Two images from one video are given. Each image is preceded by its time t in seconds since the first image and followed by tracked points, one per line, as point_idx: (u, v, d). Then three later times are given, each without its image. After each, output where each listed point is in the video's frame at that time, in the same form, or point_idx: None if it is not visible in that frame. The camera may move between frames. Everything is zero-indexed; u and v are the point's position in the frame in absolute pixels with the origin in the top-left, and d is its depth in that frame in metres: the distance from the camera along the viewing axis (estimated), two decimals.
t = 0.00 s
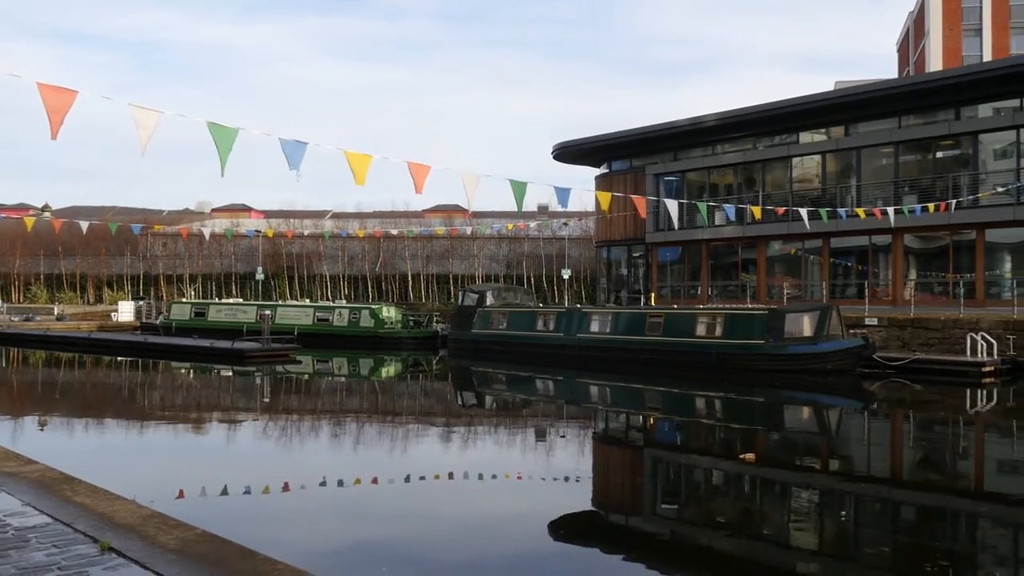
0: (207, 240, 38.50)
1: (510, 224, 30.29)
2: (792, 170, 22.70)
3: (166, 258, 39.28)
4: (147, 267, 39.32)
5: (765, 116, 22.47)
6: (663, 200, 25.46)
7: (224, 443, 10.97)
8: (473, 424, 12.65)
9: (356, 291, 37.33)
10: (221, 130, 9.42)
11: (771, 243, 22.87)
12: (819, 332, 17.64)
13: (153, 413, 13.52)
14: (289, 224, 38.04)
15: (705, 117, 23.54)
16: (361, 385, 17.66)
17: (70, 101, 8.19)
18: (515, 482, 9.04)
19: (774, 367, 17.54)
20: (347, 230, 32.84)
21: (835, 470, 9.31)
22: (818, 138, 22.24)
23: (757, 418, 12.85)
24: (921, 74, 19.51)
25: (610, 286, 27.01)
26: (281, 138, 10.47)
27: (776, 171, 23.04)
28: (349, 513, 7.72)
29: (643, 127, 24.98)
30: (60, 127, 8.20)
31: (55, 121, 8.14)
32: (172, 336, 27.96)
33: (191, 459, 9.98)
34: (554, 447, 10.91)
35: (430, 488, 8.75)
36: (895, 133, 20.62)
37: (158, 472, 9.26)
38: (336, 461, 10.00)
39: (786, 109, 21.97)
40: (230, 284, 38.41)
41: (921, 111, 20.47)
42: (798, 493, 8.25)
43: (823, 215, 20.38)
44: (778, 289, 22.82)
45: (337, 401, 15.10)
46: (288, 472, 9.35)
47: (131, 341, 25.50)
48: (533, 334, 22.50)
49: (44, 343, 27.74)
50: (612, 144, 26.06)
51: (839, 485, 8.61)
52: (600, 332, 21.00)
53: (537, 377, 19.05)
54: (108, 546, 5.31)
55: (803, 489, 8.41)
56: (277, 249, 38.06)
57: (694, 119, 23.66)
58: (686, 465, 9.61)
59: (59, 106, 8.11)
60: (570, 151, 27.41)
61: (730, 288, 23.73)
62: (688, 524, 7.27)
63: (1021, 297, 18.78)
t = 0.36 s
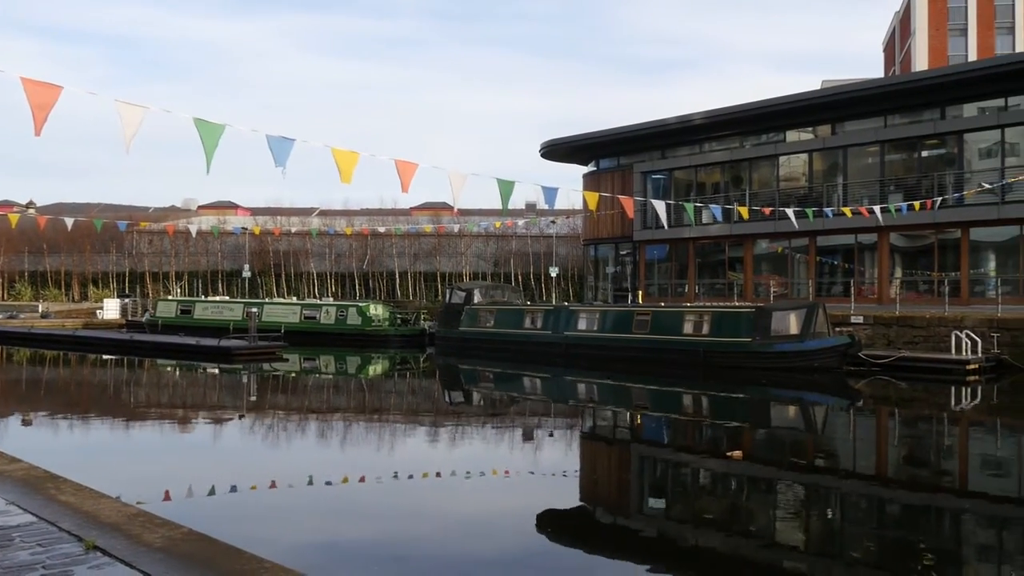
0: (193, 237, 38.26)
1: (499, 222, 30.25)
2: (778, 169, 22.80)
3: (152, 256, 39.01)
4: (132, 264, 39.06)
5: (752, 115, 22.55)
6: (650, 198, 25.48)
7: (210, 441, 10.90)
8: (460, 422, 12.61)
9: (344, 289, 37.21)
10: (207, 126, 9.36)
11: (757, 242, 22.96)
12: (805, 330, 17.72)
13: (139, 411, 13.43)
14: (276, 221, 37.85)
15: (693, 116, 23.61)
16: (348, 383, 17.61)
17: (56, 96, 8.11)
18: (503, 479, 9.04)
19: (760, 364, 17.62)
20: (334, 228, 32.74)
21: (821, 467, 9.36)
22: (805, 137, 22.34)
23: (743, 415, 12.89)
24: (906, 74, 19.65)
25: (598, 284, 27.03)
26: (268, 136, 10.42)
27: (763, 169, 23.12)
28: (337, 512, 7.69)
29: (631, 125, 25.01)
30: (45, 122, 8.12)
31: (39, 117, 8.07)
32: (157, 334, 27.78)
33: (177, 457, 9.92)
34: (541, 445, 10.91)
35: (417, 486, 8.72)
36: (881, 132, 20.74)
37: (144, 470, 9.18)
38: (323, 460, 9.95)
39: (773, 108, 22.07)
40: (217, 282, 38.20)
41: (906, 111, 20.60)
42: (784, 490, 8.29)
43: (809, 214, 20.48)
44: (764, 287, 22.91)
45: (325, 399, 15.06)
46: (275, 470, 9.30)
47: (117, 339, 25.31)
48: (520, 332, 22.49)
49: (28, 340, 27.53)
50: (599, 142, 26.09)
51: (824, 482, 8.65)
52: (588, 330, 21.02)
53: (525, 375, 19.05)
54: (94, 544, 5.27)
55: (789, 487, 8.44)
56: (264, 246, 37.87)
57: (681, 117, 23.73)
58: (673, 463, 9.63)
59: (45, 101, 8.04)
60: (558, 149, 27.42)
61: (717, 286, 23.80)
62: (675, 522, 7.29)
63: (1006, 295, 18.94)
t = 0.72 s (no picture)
0: (179, 235, 38.01)
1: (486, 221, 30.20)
2: (765, 168, 22.87)
3: (137, 254, 38.73)
4: (117, 263, 38.76)
5: (740, 114, 22.60)
6: (637, 197, 25.50)
7: (196, 441, 10.82)
8: (447, 421, 12.57)
9: (330, 288, 37.06)
10: (193, 122, 9.28)
11: (744, 241, 23.04)
12: (791, 328, 17.79)
13: (124, 410, 13.31)
14: (262, 220, 37.66)
15: (680, 115, 23.66)
16: (335, 382, 17.54)
17: (40, 91, 8.03)
18: (491, 479, 9.02)
19: (747, 363, 17.68)
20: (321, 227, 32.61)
21: (807, 465, 9.39)
22: (791, 137, 22.43)
23: (730, 414, 12.92)
24: (892, 74, 19.76)
25: (585, 283, 27.04)
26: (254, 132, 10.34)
27: (749, 169, 23.19)
28: (324, 511, 7.64)
29: (618, 124, 25.03)
30: (29, 117, 8.03)
31: (24, 111, 7.97)
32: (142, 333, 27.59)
33: (162, 457, 9.83)
34: (529, 444, 10.89)
35: (404, 485, 8.67)
36: (867, 132, 20.84)
37: (129, 470, 9.08)
38: (309, 459, 9.89)
39: (760, 108, 22.14)
40: (202, 280, 37.97)
41: (891, 111, 20.72)
42: (771, 489, 8.31)
43: (796, 213, 20.56)
44: (751, 286, 22.99)
45: (311, 398, 14.97)
46: (261, 470, 9.23)
47: (102, 338, 25.11)
48: (507, 331, 22.46)
49: (11, 339, 27.26)
50: (587, 141, 26.11)
51: (811, 481, 8.68)
52: (575, 329, 21.02)
53: (512, 374, 19.03)
54: (78, 545, 5.21)
55: (775, 485, 8.46)
56: (250, 245, 37.67)
57: (669, 116, 23.76)
58: (660, 461, 9.63)
59: (30, 96, 7.95)
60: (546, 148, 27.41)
61: (704, 285, 23.87)
62: (662, 520, 7.29)
63: (989, 294, 19.09)
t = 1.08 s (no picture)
0: (165, 234, 37.77)
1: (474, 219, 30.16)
2: (751, 168, 22.94)
3: (123, 253, 38.44)
4: (103, 261, 38.46)
5: (727, 114, 22.67)
6: (625, 196, 25.53)
7: (182, 440, 10.73)
8: (434, 420, 12.52)
9: (317, 286, 36.91)
10: (179, 118, 9.20)
11: (731, 241, 23.12)
12: (777, 328, 17.85)
13: (109, 410, 13.19)
14: (249, 218, 37.46)
15: (667, 115, 23.70)
16: (322, 381, 17.45)
17: (25, 84, 7.94)
18: (479, 478, 8.99)
19: (734, 362, 17.74)
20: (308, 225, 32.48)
21: (792, 464, 9.44)
22: (778, 137, 22.53)
23: (716, 413, 12.96)
24: (877, 74, 19.87)
25: (572, 282, 27.04)
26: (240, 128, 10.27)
27: (736, 168, 23.25)
28: (310, 510, 7.60)
29: (606, 123, 25.04)
30: (13, 110, 7.94)
31: (9, 104, 7.89)
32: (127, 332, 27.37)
33: (147, 456, 9.74)
34: (516, 443, 10.88)
35: (391, 484, 8.63)
36: (853, 132, 20.95)
37: (113, 470, 9.00)
38: (296, 458, 9.83)
39: (747, 107, 22.21)
40: (188, 279, 37.73)
41: (877, 111, 20.84)
42: (757, 487, 8.32)
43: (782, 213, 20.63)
44: (737, 286, 23.07)
45: (298, 397, 14.89)
46: (247, 470, 9.15)
47: (87, 337, 24.90)
48: (495, 330, 22.42)
49: None
50: (574, 140, 26.11)
51: (796, 479, 8.71)
52: (562, 328, 21.01)
53: (499, 373, 19.01)
54: (62, 545, 5.16)
55: (761, 484, 8.48)
56: (236, 244, 37.47)
57: (656, 115, 23.80)
58: (647, 460, 9.63)
59: (14, 89, 7.87)
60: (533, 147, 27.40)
61: (691, 284, 23.93)
62: (650, 519, 7.30)
63: (974, 294, 19.22)
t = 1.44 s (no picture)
0: (150, 233, 37.51)
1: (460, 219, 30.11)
2: (738, 168, 23.02)
3: (107, 252, 38.15)
4: (87, 260, 38.14)
5: (713, 114, 22.75)
6: (612, 197, 25.56)
7: (167, 441, 10.65)
8: (421, 420, 12.50)
9: (304, 286, 36.76)
10: (165, 117, 9.14)
11: (717, 241, 23.20)
12: (763, 328, 17.92)
13: (93, 410, 13.08)
14: (235, 217, 37.25)
15: (655, 115, 23.75)
16: (308, 381, 17.37)
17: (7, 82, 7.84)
18: (465, 478, 8.98)
19: (720, 362, 17.80)
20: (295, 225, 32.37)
21: (777, 462, 9.48)
22: (764, 137, 22.63)
23: (703, 412, 13.00)
24: (863, 76, 20.00)
25: (559, 282, 27.05)
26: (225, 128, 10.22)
27: (723, 168, 23.32)
28: (296, 511, 7.55)
29: (593, 124, 25.07)
30: None
31: None
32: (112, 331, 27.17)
33: (131, 457, 9.65)
34: (503, 442, 10.88)
35: (377, 484, 8.61)
36: (838, 133, 21.07)
37: (97, 471, 8.91)
38: (282, 458, 9.78)
39: (734, 108, 22.29)
40: (174, 278, 37.49)
41: (862, 112, 20.98)
42: (743, 486, 8.35)
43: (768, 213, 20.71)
44: (724, 285, 23.14)
45: (284, 397, 14.82)
46: (233, 470, 9.09)
47: (71, 337, 24.68)
48: (482, 329, 22.39)
49: None
50: (562, 140, 26.12)
51: (782, 478, 8.75)
52: (549, 328, 21.01)
53: (486, 373, 19.00)
54: (46, 546, 5.10)
55: (747, 483, 8.51)
56: (222, 243, 37.26)
57: (643, 115, 23.85)
58: (634, 460, 9.64)
59: None
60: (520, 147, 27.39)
61: (677, 284, 24.00)
62: (637, 518, 7.30)
63: (958, 294, 19.37)
